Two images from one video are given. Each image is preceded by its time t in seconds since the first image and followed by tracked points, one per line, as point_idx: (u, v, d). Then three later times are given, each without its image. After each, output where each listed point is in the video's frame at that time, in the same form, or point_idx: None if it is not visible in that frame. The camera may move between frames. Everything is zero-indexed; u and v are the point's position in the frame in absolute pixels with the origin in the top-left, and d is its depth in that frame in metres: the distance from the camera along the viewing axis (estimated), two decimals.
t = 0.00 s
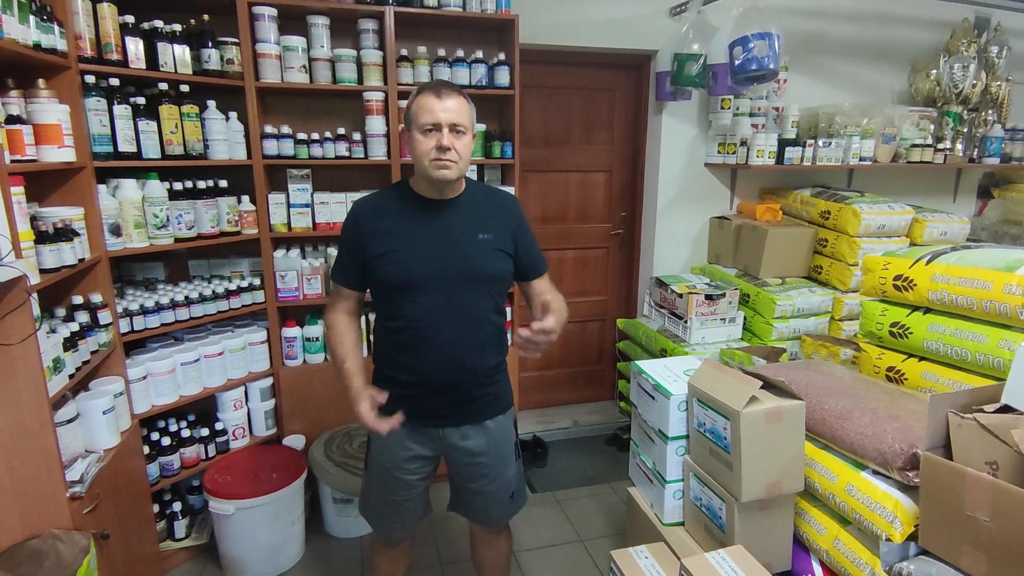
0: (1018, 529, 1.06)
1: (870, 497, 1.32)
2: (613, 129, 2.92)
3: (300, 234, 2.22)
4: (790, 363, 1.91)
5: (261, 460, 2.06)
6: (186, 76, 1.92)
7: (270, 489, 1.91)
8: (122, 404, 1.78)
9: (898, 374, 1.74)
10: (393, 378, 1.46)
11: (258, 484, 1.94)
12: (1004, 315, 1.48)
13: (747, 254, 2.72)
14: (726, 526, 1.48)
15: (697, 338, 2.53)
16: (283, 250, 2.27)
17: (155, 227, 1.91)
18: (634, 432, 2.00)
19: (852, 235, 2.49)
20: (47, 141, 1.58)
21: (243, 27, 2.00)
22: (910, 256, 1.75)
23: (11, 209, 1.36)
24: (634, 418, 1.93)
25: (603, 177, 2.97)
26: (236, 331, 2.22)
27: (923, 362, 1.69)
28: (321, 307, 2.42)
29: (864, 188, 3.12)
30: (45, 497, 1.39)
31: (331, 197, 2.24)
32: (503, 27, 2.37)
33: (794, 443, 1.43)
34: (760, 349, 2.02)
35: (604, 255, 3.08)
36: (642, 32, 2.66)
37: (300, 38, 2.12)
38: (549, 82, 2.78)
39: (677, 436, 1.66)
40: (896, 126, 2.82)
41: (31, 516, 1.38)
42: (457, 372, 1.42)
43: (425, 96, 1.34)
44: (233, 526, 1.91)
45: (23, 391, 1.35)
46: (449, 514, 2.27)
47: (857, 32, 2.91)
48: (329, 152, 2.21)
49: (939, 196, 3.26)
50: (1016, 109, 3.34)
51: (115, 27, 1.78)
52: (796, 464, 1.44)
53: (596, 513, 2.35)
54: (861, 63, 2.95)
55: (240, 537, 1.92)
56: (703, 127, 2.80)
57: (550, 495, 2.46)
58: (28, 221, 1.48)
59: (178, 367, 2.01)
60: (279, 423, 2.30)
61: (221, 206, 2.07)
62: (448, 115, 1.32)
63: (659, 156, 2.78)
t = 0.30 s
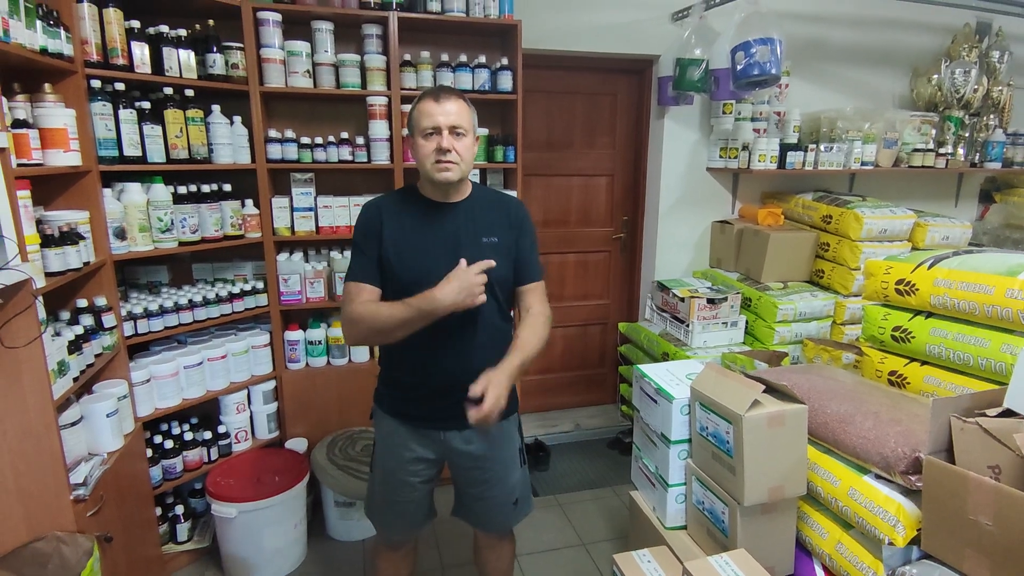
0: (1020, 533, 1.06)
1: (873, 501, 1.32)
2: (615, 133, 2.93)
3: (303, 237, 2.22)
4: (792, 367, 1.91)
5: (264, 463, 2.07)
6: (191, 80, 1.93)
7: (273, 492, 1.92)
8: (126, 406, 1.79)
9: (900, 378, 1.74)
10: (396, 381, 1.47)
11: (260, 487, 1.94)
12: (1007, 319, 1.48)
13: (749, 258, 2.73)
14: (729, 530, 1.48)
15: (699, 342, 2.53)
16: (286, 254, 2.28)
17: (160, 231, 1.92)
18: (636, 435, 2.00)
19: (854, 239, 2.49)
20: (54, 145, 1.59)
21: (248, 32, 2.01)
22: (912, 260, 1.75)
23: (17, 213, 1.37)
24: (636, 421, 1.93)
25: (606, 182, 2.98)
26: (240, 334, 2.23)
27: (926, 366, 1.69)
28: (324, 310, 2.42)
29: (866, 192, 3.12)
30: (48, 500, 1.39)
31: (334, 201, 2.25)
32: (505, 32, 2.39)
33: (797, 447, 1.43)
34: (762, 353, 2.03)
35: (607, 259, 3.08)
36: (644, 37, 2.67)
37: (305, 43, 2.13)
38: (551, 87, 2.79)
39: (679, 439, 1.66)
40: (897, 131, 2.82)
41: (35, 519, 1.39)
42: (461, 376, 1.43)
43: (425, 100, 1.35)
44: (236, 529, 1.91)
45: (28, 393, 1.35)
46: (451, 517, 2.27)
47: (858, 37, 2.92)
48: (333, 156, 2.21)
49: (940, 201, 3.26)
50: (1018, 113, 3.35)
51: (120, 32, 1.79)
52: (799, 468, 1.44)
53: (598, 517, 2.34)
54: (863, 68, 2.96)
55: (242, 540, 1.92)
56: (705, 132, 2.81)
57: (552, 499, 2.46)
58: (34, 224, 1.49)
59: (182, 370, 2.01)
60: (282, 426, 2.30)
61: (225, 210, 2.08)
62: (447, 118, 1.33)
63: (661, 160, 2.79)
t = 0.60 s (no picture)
0: (1018, 530, 1.07)
1: (872, 500, 1.32)
2: (614, 134, 2.93)
3: (303, 239, 2.23)
4: (790, 366, 1.92)
5: (264, 465, 2.07)
6: (190, 82, 1.93)
7: (272, 493, 1.92)
8: (126, 408, 1.79)
9: (899, 377, 1.74)
10: (395, 383, 1.47)
11: (260, 488, 1.94)
12: (1005, 317, 1.48)
13: (748, 257, 2.73)
14: (729, 529, 1.49)
15: (698, 342, 2.53)
16: (286, 255, 2.28)
17: (159, 232, 1.92)
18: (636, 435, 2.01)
19: (852, 239, 2.50)
20: (53, 146, 1.59)
21: (247, 33, 2.01)
22: (911, 259, 1.75)
23: (17, 215, 1.37)
24: (636, 421, 1.93)
25: (604, 182, 2.98)
26: (239, 336, 2.23)
27: (924, 365, 1.70)
28: (323, 312, 2.43)
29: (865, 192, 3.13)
30: (48, 502, 1.40)
31: (333, 202, 2.26)
32: (504, 33, 2.39)
33: (796, 446, 1.44)
34: (761, 353, 2.03)
35: (606, 259, 3.09)
36: (642, 37, 2.67)
37: (304, 44, 2.14)
38: (549, 88, 2.80)
39: (679, 439, 1.67)
40: (895, 130, 2.83)
41: (35, 521, 1.39)
42: (460, 377, 1.43)
43: (434, 102, 1.35)
44: (236, 531, 1.91)
45: (28, 395, 1.35)
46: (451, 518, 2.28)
47: (856, 37, 2.92)
48: (332, 157, 2.21)
49: (939, 200, 3.27)
50: (1015, 113, 3.35)
51: (120, 33, 1.79)
52: (798, 466, 1.45)
53: (597, 517, 2.35)
54: (861, 67, 2.97)
55: (242, 541, 1.92)
56: (704, 132, 2.81)
57: (552, 499, 2.46)
58: (33, 226, 1.50)
59: (181, 372, 2.01)
60: (282, 427, 2.30)
61: (224, 211, 2.08)
62: (456, 121, 1.33)
63: (660, 160, 2.79)
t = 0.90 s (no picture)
0: (1019, 530, 1.07)
1: (872, 499, 1.32)
2: (615, 133, 2.93)
3: (303, 237, 2.23)
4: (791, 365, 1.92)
5: (264, 463, 2.07)
6: (191, 81, 1.94)
7: (273, 491, 1.92)
8: (127, 405, 1.79)
9: (900, 376, 1.74)
10: (395, 381, 1.47)
11: (261, 486, 1.94)
12: (1006, 317, 1.48)
13: (748, 257, 2.73)
14: (728, 528, 1.49)
15: (698, 342, 2.53)
16: (286, 254, 2.28)
17: (160, 231, 1.92)
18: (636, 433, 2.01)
19: (853, 238, 2.50)
20: (55, 145, 1.59)
21: (248, 32, 2.02)
22: (911, 259, 1.75)
23: (19, 213, 1.37)
24: (637, 420, 1.93)
25: (605, 181, 2.98)
26: (240, 334, 2.23)
27: (925, 365, 1.70)
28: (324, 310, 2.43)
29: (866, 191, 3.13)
30: (49, 499, 1.40)
31: (334, 200, 2.26)
32: (505, 32, 2.39)
33: (796, 446, 1.44)
34: (761, 352, 2.03)
35: (607, 258, 3.09)
36: (643, 37, 2.67)
37: (305, 43, 2.14)
38: (551, 87, 2.80)
39: (680, 438, 1.67)
40: (897, 130, 2.83)
41: (36, 518, 1.39)
42: (460, 377, 1.43)
43: (435, 102, 1.35)
44: (237, 528, 1.92)
45: (29, 393, 1.35)
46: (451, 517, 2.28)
47: (857, 37, 2.92)
48: (333, 156, 2.22)
49: (940, 200, 3.27)
50: (1017, 113, 3.35)
51: (121, 32, 1.79)
52: (798, 466, 1.45)
53: (598, 516, 2.35)
54: (862, 67, 2.97)
55: (242, 539, 1.93)
56: (705, 131, 2.81)
57: (552, 498, 2.46)
58: (34, 224, 1.50)
59: (182, 370, 2.02)
60: (282, 426, 2.30)
61: (225, 210, 2.09)
62: (458, 120, 1.33)
63: (661, 159, 2.79)
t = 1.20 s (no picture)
0: (1022, 530, 1.06)
1: (875, 499, 1.32)
2: (617, 131, 2.93)
3: (305, 235, 2.23)
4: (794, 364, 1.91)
5: (265, 461, 2.08)
6: (193, 78, 1.93)
7: (274, 489, 1.92)
8: (128, 403, 1.80)
9: (903, 375, 1.74)
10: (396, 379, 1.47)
11: (262, 484, 1.95)
12: (1010, 316, 1.48)
13: (751, 256, 2.72)
14: (730, 527, 1.49)
15: (701, 340, 2.53)
16: (288, 252, 2.28)
17: (162, 229, 1.92)
18: (638, 432, 2.01)
19: (856, 237, 2.49)
20: (56, 142, 1.59)
21: (250, 30, 2.01)
22: (915, 258, 1.75)
23: (20, 210, 1.38)
24: (638, 419, 1.93)
25: (607, 180, 2.98)
26: (242, 332, 2.23)
27: (928, 364, 1.69)
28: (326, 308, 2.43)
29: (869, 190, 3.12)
30: (51, 496, 1.40)
31: (336, 198, 2.26)
32: (507, 30, 2.39)
33: (799, 445, 1.44)
34: (763, 351, 2.03)
35: (609, 256, 3.08)
36: (646, 34, 2.67)
37: (307, 40, 2.14)
38: (553, 85, 2.79)
39: (682, 436, 1.66)
40: (900, 128, 2.82)
41: (38, 515, 1.39)
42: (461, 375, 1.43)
43: (413, 101, 1.34)
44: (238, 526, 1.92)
45: (31, 391, 1.35)
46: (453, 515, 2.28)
47: (861, 34, 2.91)
48: (335, 154, 2.22)
49: (944, 199, 3.26)
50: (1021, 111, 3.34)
51: (123, 29, 1.79)
52: (801, 465, 1.45)
53: (599, 514, 2.35)
54: (866, 65, 2.96)
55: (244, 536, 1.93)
56: (707, 129, 2.81)
57: (553, 497, 2.46)
58: (36, 222, 1.50)
59: (184, 368, 2.02)
60: (284, 424, 2.30)
61: (227, 208, 2.08)
62: (438, 118, 1.32)
63: (664, 157, 2.79)
